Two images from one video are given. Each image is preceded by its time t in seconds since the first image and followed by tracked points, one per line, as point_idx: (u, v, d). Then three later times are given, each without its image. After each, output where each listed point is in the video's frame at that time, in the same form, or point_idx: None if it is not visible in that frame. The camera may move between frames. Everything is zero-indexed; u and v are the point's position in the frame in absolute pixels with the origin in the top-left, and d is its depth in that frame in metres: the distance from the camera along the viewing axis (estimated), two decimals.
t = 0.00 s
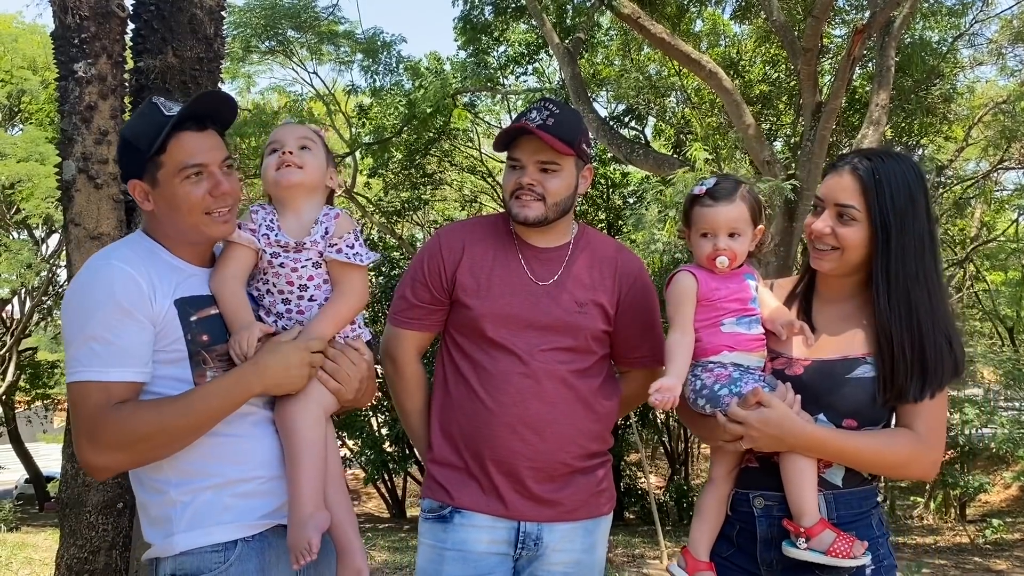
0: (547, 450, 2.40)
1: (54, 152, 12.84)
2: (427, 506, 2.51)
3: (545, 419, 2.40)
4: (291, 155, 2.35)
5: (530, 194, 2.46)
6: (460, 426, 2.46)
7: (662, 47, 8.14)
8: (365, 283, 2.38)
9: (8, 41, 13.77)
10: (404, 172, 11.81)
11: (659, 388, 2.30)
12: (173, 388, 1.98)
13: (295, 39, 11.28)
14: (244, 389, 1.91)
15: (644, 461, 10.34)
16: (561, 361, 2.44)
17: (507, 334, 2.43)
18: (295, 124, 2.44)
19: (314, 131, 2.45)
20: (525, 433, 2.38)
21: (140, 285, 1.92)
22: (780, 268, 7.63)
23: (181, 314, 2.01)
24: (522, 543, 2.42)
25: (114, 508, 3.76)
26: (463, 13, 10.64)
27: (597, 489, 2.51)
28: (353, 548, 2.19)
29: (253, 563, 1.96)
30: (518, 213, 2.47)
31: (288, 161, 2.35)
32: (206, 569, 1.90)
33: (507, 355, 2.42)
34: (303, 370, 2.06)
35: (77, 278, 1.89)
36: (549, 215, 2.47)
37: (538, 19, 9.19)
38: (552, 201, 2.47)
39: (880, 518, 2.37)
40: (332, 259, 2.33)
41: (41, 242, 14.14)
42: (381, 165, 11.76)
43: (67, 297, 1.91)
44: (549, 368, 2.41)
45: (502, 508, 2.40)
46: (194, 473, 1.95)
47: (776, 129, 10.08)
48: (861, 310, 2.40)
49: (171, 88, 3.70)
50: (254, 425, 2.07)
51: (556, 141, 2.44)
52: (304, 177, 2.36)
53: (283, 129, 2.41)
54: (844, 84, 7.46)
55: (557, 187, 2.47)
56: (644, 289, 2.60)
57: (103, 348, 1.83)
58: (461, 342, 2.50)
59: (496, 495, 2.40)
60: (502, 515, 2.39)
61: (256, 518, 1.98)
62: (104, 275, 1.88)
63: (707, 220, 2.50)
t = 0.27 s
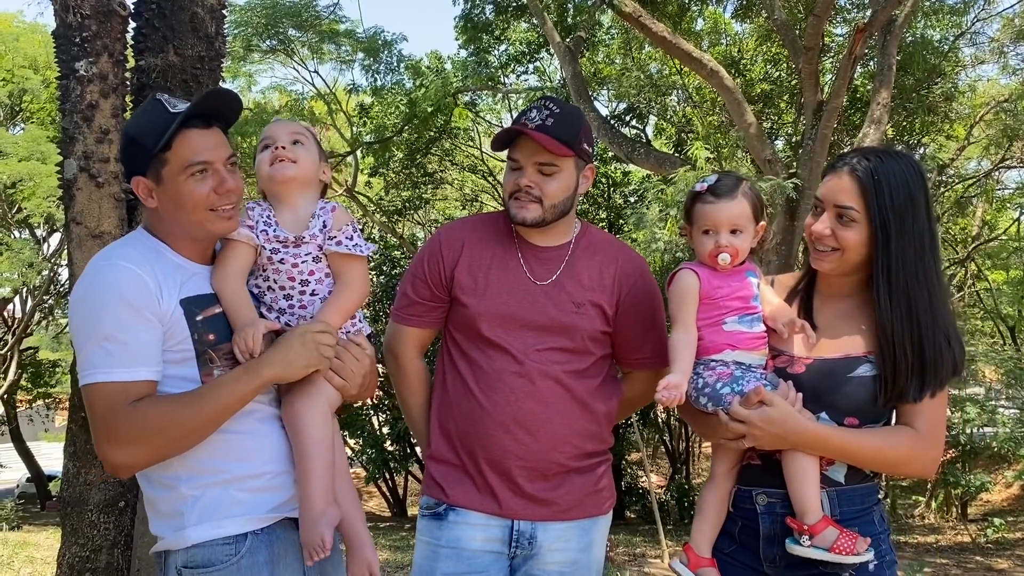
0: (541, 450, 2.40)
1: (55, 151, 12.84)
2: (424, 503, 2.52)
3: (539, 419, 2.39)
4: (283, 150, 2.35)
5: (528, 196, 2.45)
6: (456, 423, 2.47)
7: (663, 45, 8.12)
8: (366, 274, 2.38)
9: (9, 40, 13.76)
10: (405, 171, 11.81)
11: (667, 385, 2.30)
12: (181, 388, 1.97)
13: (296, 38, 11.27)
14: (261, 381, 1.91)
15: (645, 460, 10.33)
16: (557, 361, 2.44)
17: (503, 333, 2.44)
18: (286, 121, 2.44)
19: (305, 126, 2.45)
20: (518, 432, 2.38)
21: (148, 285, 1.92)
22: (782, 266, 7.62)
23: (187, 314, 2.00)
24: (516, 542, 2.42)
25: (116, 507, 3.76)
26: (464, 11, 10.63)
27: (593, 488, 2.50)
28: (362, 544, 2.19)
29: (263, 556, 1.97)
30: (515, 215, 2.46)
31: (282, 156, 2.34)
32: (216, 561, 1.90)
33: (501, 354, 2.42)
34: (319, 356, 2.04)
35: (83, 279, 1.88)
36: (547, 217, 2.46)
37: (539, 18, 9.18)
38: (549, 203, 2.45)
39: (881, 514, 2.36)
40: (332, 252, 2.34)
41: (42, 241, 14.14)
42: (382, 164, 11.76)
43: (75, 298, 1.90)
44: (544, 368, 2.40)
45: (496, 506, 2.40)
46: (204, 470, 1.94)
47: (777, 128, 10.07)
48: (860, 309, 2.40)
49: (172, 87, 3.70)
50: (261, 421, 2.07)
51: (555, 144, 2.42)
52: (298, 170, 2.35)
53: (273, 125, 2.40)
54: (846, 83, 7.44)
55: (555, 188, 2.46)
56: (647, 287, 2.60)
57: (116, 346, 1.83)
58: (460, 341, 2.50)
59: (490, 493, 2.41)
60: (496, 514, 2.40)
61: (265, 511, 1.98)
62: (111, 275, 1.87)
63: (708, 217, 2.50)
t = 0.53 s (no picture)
0: (544, 449, 2.40)
1: (57, 151, 12.84)
2: (427, 504, 2.52)
3: (542, 419, 2.39)
4: (283, 151, 2.30)
5: (537, 211, 2.42)
6: (458, 424, 2.47)
7: (665, 44, 8.11)
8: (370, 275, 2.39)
9: (11, 40, 13.78)
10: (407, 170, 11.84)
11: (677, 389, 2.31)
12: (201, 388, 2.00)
13: (297, 37, 11.26)
14: (317, 361, 1.94)
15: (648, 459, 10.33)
16: (559, 360, 2.44)
17: (504, 334, 2.44)
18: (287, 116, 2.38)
19: (304, 122, 2.40)
20: (520, 432, 2.38)
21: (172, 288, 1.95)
22: (783, 265, 7.62)
23: (202, 318, 2.03)
24: (521, 542, 2.42)
25: (118, 506, 3.76)
26: (466, 11, 10.63)
27: (596, 488, 2.50)
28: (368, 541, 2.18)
29: (275, 543, 1.98)
30: (524, 228, 2.43)
31: (281, 158, 2.30)
32: (230, 548, 1.91)
33: (504, 354, 2.42)
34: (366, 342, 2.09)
35: (107, 284, 1.91)
36: (557, 230, 2.45)
37: (541, 17, 9.18)
38: (559, 217, 2.44)
39: (886, 512, 2.36)
40: (334, 254, 2.32)
41: (45, 240, 14.16)
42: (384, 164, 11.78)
43: (101, 305, 1.92)
44: (546, 367, 2.40)
45: (500, 507, 2.40)
46: (216, 466, 1.94)
47: (779, 127, 10.07)
48: (864, 309, 2.40)
49: (175, 87, 3.72)
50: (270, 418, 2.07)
51: (568, 166, 2.38)
52: (298, 173, 2.32)
53: (277, 120, 2.35)
54: (848, 82, 7.43)
55: (564, 205, 2.44)
56: (648, 286, 2.58)
57: (159, 343, 1.86)
58: (461, 342, 2.50)
59: (493, 494, 2.41)
60: (500, 514, 2.40)
61: (275, 502, 1.99)
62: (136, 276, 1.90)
63: (711, 217, 2.49)
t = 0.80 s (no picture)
0: (552, 449, 2.40)
1: (60, 150, 12.85)
2: (429, 506, 2.51)
3: (547, 419, 2.39)
4: (290, 159, 2.26)
5: (543, 218, 2.40)
6: (461, 426, 2.46)
7: (668, 44, 8.10)
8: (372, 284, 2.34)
9: (14, 40, 13.81)
10: (409, 170, 11.83)
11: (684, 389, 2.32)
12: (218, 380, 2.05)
13: (300, 37, 11.26)
14: (364, 289, 2.08)
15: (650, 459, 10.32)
16: (564, 359, 2.43)
17: (508, 333, 2.43)
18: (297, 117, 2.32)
19: (313, 123, 2.33)
20: (528, 432, 2.38)
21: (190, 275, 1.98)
22: (786, 265, 7.61)
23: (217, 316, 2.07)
24: (526, 543, 2.43)
25: (121, 506, 3.76)
26: (468, 10, 10.63)
27: (600, 487, 2.50)
28: (363, 538, 2.21)
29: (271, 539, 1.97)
30: (529, 235, 2.43)
31: (287, 164, 2.26)
32: (228, 540, 1.91)
33: (511, 354, 2.41)
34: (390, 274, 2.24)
35: (125, 275, 1.92)
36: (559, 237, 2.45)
37: (543, 16, 9.17)
38: (565, 222, 2.43)
39: (888, 513, 2.36)
40: (336, 262, 2.27)
41: (47, 240, 14.17)
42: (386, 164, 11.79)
43: (122, 297, 1.92)
44: (551, 366, 2.40)
45: (505, 508, 2.40)
46: (219, 459, 1.94)
47: (781, 126, 10.07)
48: (866, 309, 2.39)
49: (178, 87, 3.72)
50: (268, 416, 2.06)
51: (580, 176, 2.36)
52: (304, 182, 2.27)
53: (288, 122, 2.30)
54: (851, 81, 7.41)
55: (571, 211, 2.44)
56: (645, 288, 2.58)
57: (201, 311, 1.91)
58: (463, 343, 2.49)
59: (497, 494, 2.40)
60: (506, 516, 2.39)
61: (275, 497, 1.99)
62: (154, 265, 1.93)
63: (716, 216, 2.49)
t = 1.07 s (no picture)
0: (551, 449, 2.39)
1: (63, 150, 12.88)
2: (428, 507, 2.51)
3: (546, 420, 2.38)
4: (298, 153, 2.28)
5: (541, 216, 2.40)
6: (461, 426, 2.46)
7: (670, 44, 8.10)
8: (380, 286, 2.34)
9: (17, 40, 13.85)
10: (411, 170, 11.85)
11: (681, 389, 2.32)
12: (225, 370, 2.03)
13: (302, 37, 11.27)
14: (364, 274, 2.09)
15: (653, 459, 10.32)
16: (564, 359, 2.43)
17: (508, 333, 2.43)
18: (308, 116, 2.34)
19: (324, 123, 2.36)
20: (528, 433, 2.37)
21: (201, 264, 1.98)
22: (789, 265, 7.59)
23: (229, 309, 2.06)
24: (525, 543, 2.42)
25: (123, 505, 3.77)
26: (470, 10, 10.65)
27: (599, 487, 2.50)
28: (361, 539, 2.20)
29: (264, 543, 1.97)
30: (527, 235, 2.43)
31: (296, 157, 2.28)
32: (221, 547, 1.91)
33: (510, 353, 2.41)
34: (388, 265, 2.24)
35: (135, 262, 1.91)
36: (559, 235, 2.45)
37: (545, 17, 9.17)
38: (563, 222, 2.43)
39: (888, 514, 2.35)
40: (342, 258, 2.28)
41: (50, 240, 14.21)
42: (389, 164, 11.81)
43: (133, 283, 1.91)
44: (551, 366, 2.40)
45: (504, 509, 2.39)
46: (220, 460, 1.93)
47: (783, 126, 10.07)
48: (863, 308, 2.38)
49: (180, 87, 3.73)
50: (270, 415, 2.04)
51: (575, 174, 2.35)
52: (311, 175, 2.29)
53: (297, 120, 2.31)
54: (854, 81, 7.40)
55: (570, 211, 2.44)
56: (646, 289, 2.58)
57: (212, 299, 1.90)
58: (462, 342, 2.49)
59: (496, 495, 2.40)
60: (505, 516, 2.39)
61: (269, 501, 1.98)
62: (166, 253, 1.92)
63: (715, 216, 2.48)
